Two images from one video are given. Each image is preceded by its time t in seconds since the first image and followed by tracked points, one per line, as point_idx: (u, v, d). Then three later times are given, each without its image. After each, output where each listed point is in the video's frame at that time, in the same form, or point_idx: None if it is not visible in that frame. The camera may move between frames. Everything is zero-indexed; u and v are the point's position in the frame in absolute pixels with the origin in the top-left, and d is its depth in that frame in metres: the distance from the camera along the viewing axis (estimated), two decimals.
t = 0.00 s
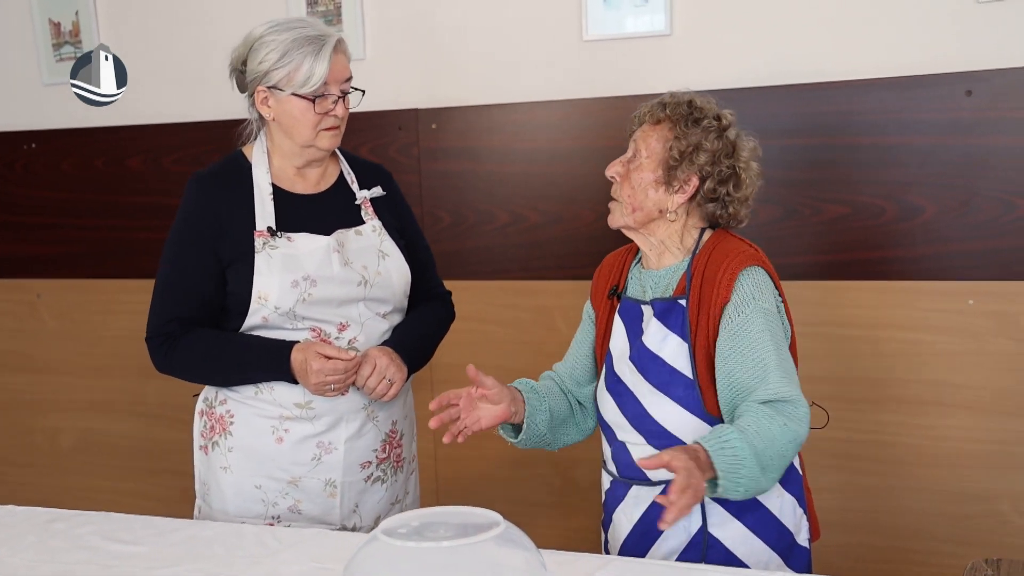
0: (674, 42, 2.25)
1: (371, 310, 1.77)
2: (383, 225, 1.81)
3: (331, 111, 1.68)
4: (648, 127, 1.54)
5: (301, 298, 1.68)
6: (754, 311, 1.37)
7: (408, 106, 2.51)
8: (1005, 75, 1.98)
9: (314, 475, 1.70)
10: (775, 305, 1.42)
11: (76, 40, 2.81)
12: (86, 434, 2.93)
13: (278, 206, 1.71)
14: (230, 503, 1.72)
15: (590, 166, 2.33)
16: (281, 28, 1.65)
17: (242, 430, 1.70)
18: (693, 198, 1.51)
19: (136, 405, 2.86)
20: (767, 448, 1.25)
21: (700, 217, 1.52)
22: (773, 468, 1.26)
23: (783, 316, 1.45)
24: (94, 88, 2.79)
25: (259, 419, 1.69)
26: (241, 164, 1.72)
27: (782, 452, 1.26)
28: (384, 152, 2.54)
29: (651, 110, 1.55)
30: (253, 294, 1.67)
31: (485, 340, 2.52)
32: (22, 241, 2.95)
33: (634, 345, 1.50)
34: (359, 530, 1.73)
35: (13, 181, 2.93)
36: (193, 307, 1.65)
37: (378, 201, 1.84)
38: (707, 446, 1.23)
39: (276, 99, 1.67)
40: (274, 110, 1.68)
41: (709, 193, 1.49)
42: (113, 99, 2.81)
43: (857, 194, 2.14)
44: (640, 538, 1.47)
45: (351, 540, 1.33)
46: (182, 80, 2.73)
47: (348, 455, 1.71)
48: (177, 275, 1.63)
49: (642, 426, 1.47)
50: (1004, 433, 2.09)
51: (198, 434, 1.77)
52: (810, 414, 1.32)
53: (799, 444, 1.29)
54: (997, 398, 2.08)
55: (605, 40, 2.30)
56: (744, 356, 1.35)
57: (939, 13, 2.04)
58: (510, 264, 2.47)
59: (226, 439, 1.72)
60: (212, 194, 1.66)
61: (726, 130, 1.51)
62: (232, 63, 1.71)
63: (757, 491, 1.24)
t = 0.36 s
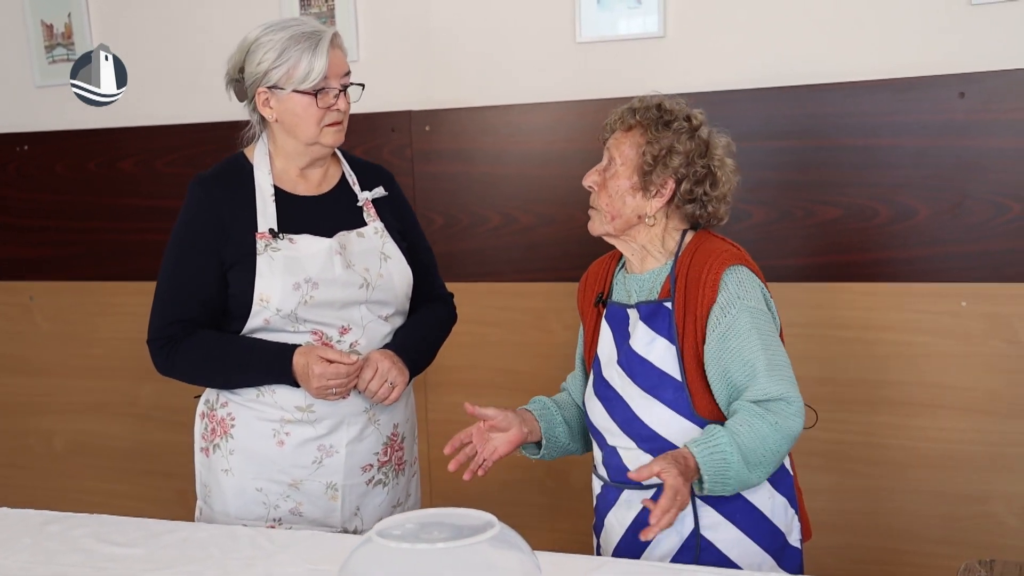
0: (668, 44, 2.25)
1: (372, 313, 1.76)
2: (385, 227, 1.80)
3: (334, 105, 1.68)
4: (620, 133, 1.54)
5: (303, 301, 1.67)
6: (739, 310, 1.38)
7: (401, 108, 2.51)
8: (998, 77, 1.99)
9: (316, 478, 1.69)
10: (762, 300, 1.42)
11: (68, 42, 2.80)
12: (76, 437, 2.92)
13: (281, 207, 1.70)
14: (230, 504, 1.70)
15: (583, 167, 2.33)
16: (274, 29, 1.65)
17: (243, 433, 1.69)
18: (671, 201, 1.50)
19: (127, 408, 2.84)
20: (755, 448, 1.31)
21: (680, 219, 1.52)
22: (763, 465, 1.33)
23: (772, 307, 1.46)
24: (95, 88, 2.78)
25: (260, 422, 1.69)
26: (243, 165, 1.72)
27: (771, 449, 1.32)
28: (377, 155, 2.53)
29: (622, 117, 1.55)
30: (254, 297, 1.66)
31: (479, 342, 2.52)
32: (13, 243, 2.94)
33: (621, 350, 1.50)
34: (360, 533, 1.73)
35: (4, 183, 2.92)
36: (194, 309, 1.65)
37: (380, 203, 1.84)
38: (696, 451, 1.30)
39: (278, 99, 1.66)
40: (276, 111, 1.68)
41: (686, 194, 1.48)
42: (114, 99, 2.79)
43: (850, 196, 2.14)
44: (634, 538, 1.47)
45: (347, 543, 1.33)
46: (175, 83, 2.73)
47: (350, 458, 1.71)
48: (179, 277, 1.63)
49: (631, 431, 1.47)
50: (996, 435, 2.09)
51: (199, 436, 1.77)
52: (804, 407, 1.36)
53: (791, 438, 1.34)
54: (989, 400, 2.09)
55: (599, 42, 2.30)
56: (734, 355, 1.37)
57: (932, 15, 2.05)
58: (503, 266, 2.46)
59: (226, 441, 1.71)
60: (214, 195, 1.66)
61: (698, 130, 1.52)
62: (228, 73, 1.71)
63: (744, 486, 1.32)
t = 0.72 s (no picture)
0: (662, 45, 2.25)
1: (367, 312, 1.76)
2: (381, 226, 1.80)
3: (331, 107, 1.67)
4: (614, 133, 1.54)
5: (295, 298, 1.67)
6: (730, 314, 1.38)
7: (396, 109, 2.51)
8: (992, 79, 1.99)
9: (309, 478, 1.69)
10: (753, 303, 1.42)
11: (63, 42, 2.80)
12: (70, 438, 2.92)
13: (275, 205, 1.70)
14: (226, 505, 1.71)
15: (578, 168, 2.33)
16: (273, 30, 1.65)
17: (237, 433, 1.69)
18: (662, 202, 1.50)
19: (121, 409, 2.84)
20: (736, 450, 1.33)
21: (672, 221, 1.52)
22: (744, 467, 1.34)
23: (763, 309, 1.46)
24: (95, 88, 2.76)
25: (253, 422, 1.68)
26: (239, 165, 1.72)
27: (753, 452, 1.33)
28: (372, 156, 2.53)
29: (616, 117, 1.54)
30: (246, 295, 1.66)
31: (473, 343, 2.51)
32: (7, 244, 2.93)
33: (610, 349, 1.49)
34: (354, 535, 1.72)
35: None
36: (188, 308, 1.64)
37: (376, 202, 1.83)
38: (676, 449, 1.32)
39: (275, 99, 1.66)
40: (274, 112, 1.67)
41: (677, 196, 1.48)
42: (114, 99, 2.78)
43: (845, 197, 2.14)
44: (620, 545, 1.47)
45: (341, 544, 1.32)
46: (170, 84, 2.72)
47: (343, 460, 1.70)
48: (172, 275, 1.62)
49: (621, 432, 1.46)
50: (991, 436, 2.09)
51: (195, 435, 1.76)
52: (790, 411, 1.36)
53: (775, 441, 1.34)
54: (984, 401, 2.09)
55: (594, 43, 2.30)
56: (722, 356, 1.37)
57: (925, 16, 2.05)
58: (497, 267, 2.46)
59: (221, 441, 1.71)
60: (208, 194, 1.66)
61: (692, 132, 1.52)
62: (227, 72, 1.71)
63: (724, 485, 1.35)
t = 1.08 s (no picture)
0: (658, 46, 2.26)
1: (357, 314, 1.75)
2: (375, 228, 1.79)
3: (325, 108, 1.67)
4: (611, 135, 1.53)
5: (283, 299, 1.67)
6: (731, 314, 1.38)
7: (391, 111, 2.51)
8: (987, 80, 1.99)
9: (298, 480, 1.69)
10: (752, 303, 1.42)
11: (58, 44, 2.80)
12: (65, 440, 2.91)
13: (267, 206, 1.70)
14: (217, 506, 1.71)
15: (574, 170, 2.33)
16: (270, 31, 1.65)
17: (228, 434, 1.69)
18: (661, 204, 1.50)
19: (117, 411, 2.83)
20: (738, 449, 1.33)
21: (670, 223, 1.52)
22: (745, 465, 1.35)
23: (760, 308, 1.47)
24: (94, 88, 2.76)
25: (243, 423, 1.69)
26: (233, 165, 1.72)
27: (755, 451, 1.34)
28: (367, 157, 2.53)
29: (612, 119, 1.54)
30: (235, 295, 1.66)
31: (468, 345, 2.51)
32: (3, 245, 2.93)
33: (607, 351, 1.49)
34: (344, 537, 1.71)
35: None
36: (180, 307, 1.65)
37: (372, 204, 1.82)
38: (679, 446, 1.32)
39: (269, 101, 1.66)
40: (268, 113, 1.67)
41: (676, 198, 1.48)
42: (113, 99, 2.78)
43: (840, 198, 2.14)
44: (620, 545, 1.47)
45: (336, 545, 1.32)
46: (166, 85, 2.72)
47: (332, 462, 1.70)
48: (165, 274, 1.63)
49: (618, 432, 1.46)
50: (986, 438, 2.09)
51: (188, 436, 1.76)
52: (789, 411, 1.37)
53: (775, 441, 1.35)
54: (979, 402, 2.09)
55: (589, 45, 2.30)
56: (723, 357, 1.37)
57: (921, 18, 2.05)
58: (493, 269, 2.46)
59: (213, 442, 1.71)
60: (201, 194, 1.66)
61: (689, 133, 1.52)
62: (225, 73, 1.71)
63: (727, 484, 1.35)
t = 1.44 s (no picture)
0: (655, 49, 2.26)
1: (353, 316, 1.75)
2: (371, 231, 1.79)
3: (321, 112, 1.66)
4: (608, 139, 1.53)
5: (279, 301, 1.67)
6: (732, 317, 1.38)
7: (389, 113, 2.51)
8: (984, 83, 1.99)
9: (294, 482, 1.69)
10: (752, 306, 1.43)
11: (56, 46, 2.80)
12: (62, 442, 2.91)
13: (263, 209, 1.70)
14: (213, 508, 1.71)
15: (570, 173, 2.34)
16: (266, 34, 1.65)
17: (224, 436, 1.70)
18: (662, 205, 1.51)
19: (114, 413, 2.83)
20: (739, 451, 1.33)
21: (671, 223, 1.52)
22: (746, 467, 1.35)
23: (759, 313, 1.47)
24: (94, 88, 2.76)
25: (239, 426, 1.69)
26: (229, 167, 1.72)
27: (756, 453, 1.34)
28: (365, 159, 2.54)
29: (609, 122, 1.54)
30: (232, 297, 1.67)
31: (465, 347, 2.51)
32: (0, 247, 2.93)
33: (607, 352, 1.48)
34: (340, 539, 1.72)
35: None
36: (177, 310, 1.65)
37: (368, 208, 1.82)
38: (682, 447, 1.32)
39: (265, 104, 1.66)
40: (264, 117, 1.67)
41: (677, 199, 1.49)
42: (113, 99, 2.78)
43: (837, 201, 2.14)
44: (618, 546, 1.46)
45: (332, 548, 1.32)
46: (164, 87, 2.73)
47: (328, 464, 1.70)
48: (161, 277, 1.64)
49: (616, 434, 1.46)
50: (982, 440, 2.10)
51: (184, 439, 1.76)
52: (789, 415, 1.38)
53: (775, 444, 1.36)
54: (975, 404, 2.09)
55: (587, 47, 2.31)
56: (724, 360, 1.38)
57: (918, 20, 2.05)
58: (490, 271, 2.46)
59: (208, 444, 1.71)
60: (197, 196, 1.66)
61: (686, 133, 1.52)
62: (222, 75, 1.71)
63: (727, 486, 1.35)
